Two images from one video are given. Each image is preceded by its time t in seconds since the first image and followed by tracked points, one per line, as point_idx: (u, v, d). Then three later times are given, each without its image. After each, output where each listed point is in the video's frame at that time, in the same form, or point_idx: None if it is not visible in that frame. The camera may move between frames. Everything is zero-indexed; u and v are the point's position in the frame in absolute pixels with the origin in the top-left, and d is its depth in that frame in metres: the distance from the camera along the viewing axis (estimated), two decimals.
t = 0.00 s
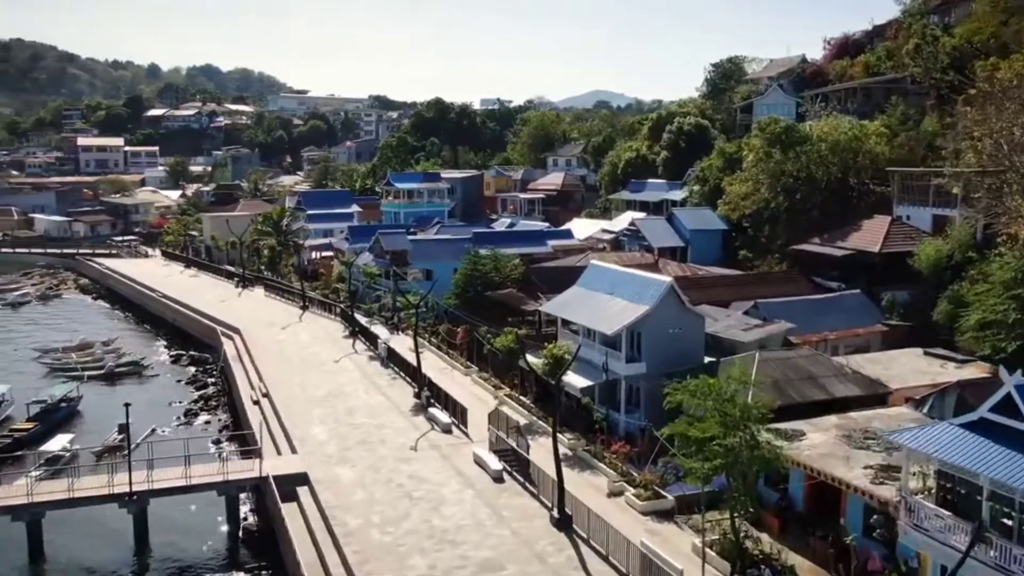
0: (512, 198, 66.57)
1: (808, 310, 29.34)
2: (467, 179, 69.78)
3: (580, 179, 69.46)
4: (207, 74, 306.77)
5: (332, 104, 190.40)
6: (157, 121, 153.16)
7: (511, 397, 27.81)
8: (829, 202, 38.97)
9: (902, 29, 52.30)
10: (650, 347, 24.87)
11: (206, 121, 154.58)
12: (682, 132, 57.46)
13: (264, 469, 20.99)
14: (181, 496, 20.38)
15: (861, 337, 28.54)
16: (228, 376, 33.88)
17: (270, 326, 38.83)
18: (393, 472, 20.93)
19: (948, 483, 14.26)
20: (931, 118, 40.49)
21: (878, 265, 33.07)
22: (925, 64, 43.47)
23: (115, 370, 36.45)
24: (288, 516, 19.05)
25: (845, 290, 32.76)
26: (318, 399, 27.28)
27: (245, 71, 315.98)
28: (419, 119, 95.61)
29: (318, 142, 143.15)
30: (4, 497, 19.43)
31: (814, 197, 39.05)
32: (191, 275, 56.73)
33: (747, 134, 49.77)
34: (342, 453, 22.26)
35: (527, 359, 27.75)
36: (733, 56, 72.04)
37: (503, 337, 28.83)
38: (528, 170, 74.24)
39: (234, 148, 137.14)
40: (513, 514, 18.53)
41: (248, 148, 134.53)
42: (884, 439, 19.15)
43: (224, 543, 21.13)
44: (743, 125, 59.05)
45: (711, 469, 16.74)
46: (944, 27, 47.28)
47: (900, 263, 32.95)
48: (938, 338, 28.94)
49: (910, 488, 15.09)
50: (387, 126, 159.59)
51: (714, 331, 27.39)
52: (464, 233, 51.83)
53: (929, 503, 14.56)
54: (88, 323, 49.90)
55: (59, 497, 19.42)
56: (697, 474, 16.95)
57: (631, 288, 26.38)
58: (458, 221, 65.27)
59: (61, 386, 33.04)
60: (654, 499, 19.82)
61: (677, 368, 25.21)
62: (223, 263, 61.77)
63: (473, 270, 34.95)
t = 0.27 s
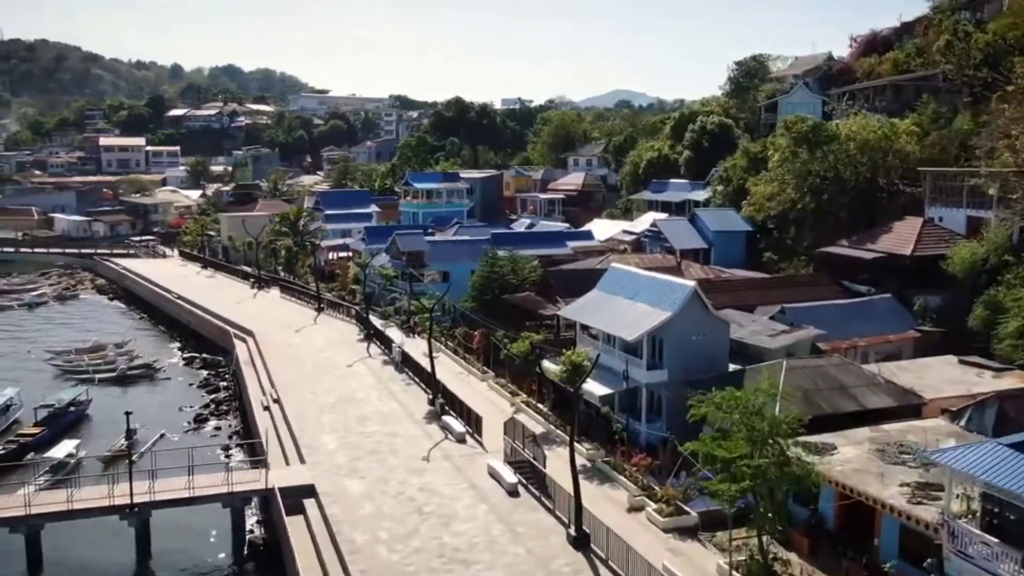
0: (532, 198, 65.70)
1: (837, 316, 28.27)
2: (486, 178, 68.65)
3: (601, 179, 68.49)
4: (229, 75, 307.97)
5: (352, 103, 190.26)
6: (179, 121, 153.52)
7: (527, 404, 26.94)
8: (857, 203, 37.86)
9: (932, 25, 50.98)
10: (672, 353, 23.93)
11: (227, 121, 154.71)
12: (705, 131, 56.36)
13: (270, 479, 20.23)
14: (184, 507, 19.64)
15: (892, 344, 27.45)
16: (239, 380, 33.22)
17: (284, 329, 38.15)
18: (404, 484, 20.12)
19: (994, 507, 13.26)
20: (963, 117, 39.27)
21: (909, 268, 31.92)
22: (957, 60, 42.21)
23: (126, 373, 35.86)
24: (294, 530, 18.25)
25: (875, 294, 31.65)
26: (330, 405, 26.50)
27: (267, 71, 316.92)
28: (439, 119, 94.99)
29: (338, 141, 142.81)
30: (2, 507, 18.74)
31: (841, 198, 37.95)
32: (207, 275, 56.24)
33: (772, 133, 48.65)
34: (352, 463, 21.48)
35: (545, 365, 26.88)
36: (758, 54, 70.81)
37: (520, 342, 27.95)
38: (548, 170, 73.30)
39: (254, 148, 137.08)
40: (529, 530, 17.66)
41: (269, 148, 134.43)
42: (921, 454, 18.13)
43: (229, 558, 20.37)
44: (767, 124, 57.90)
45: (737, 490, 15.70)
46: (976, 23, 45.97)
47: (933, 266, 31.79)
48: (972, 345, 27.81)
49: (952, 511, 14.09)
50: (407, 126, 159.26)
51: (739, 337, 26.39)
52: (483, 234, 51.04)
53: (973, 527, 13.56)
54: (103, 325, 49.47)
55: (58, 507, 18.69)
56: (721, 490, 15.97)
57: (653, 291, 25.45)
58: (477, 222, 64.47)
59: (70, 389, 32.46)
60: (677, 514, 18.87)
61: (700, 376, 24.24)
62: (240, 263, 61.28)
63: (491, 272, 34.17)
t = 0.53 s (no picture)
0: (553, 198, 64.67)
1: (870, 322, 27.08)
2: (507, 178, 68.22)
3: (624, 179, 67.34)
4: (253, 75, 308.96)
5: (375, 103, 189.92)
6: (202, 121, 153.68)
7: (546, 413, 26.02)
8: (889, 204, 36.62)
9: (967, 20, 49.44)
10: (697, 362, 22.89)
11: (250, 121, 154.58)
12: (730, 130, 55.07)
13: (276, 492, 19.38)
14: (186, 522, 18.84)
15: (928, 352, 26.23)
16: (251, 385, 32.47)
17: (298, 332, 37.39)
18: (415, 499, 19.22)
19: None
20: (1000, 115, 37.88)
21: (945, 273, 30.62)
22: (993, 57, 40.77)
23: (138, 377, 35.22)
24: (299, 546, 17.43)
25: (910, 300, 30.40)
26: (342, 413, 25.70)
27: (290, 71, 317.65)
28: (460, 118, 94.20)
29: (360, 141, 142.32)
30: None
31: (873, 198, 36.77)
32: (225, 276, 55.66)
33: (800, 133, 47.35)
34: (362, 475, 20.62)
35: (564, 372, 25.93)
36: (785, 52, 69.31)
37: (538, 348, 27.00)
38: (570, 170, 72.19)
39: (276, 148, 136.85)
40: (545, 551, 16.72)
41: (291, 148, 134.17)
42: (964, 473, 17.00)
43: None
44: (795, 123, 56.54)
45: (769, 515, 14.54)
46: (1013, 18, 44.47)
47: (970, 271, 30.49)
48: (1013, 353, 26.54)
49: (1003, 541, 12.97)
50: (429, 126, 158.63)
51: (766, 345, 25.34)
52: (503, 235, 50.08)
53: None
54: (119, 327, 48.98)
55: (55, 521, 17.92)
56: (747, 508, 14.93)
57: (677, 296, 24.42)
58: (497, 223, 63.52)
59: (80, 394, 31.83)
60: (702, 534, 17.84)
61: (726, 385, 23.19)
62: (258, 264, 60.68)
63: (512, 275, 33.23)
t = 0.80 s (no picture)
0: (576, 198, 63.57)
1: (907, 330, 25.80)
2: (530, 178, 67.31)
3: (649, 180, 66.11)
4: (278, 75, 309.91)
5: (398, 103, 189.50)
6: (226, 121, 153.79)
7: (566, 424, 24.94)
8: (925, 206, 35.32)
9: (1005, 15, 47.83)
10: (726, 372, 21.74)
11: (273, 121, 154.52)
12: (758, 129, 53.73)
13: (281, 508, 18.42)
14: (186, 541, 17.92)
15: (969, 362, 24.92)
16: (264, 390, 31.62)
17: (314, 336, 36.54)
18: (426, 517, 18.23)
19: None
20: None
21: (985, 278, 29.30)
22: None
23: (151, 381, 34.50)
24: (302, 567, 16.47)
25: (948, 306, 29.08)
26: (354, 422, 24.77)
27: (315, 71, 318.23)
28: (483, 118, 93.32)
29: (383, 140, 141.72)
30: None
31: (909, 200, 35.40)
32: (243, 277, 55.03)
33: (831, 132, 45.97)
34: (372, 490, 19.66)
35: (585, 381, 24.82)
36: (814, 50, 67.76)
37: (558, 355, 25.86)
38: (593, 170, 71.05)
39: (299, 148, 136.59)
40: None
41: (313, 147, 133.86)
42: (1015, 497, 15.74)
43: None
44: (824, 122, 55.13)
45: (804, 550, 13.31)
46: None
47: (1011, 276, 29.14)
48: None
49: None
50: (452, 125, 157.90)
51: (798, 354, 24.14)
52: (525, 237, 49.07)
53: None
54: (136, 329, 48.43)
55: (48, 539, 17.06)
56: (782, 539, 13.61)
57: (704, 303, 23.28)
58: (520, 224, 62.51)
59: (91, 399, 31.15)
60: (731, 558, 16.70)
61: (756, 397, 21.97)
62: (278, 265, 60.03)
63: (533, 278, 32.40)
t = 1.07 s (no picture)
0: (597, 198, 62.58)
1: (941, 337, 24.64)
2: (549, 178, 66.39)
3: (670, 179, 64.98)
4: (299, 75, 310.64)
5: (418, 102, 189.03)
6: (246, 121, 153.81)
7: (584, 434, 24.05)
8: (958, 206, 34.00)
9: None
10: (751, 381, 20.74)
11: (294, 121, 154.38)
12: (783, 128, 52.48)
13: (284, 523, 17.60)
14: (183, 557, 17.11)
15: (1008, 371, 23.72)
16: (274, 396, 30.87)
17: (327, 340, 35.81)
18: (436, 534, 17.35)
19: None
20: None
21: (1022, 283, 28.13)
22: None
23: (161, 385, 33.86)
24: None
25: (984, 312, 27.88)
26: (364, 431, 23.94)
27: (337, 72, 318.57)
28: (503, 117, 92.50)
29: (403, 140, 141.13)
30: None
31: (942, 200, 33.98)
32: (259, 278, 54.43)
33: (859, 131, 44.73)
34: (380, 505, 18.81)
35: (603, 390, 23.93)
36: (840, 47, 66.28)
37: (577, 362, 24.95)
38: (614, 170, 69.98)
39: (319, 147, 136.27)
40: None
41: (333, 147, 133.48)
42: None
43: None
44: (851, 121, 53.87)
45: None
46: None
47: None
48: None
49: None
50: (472, 125, 157.22)
51: (827, 363, 23.06)
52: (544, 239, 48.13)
53: None
54: (150, 332, 47.88)
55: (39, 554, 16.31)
56: (815, 572, 12.30)
57: (728, 308, 22.26)
58: (539, 224, 61.54)
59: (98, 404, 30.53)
60: None
61: (783, 408, 20.95)
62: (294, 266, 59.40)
63: (551, 281, 31.65)
